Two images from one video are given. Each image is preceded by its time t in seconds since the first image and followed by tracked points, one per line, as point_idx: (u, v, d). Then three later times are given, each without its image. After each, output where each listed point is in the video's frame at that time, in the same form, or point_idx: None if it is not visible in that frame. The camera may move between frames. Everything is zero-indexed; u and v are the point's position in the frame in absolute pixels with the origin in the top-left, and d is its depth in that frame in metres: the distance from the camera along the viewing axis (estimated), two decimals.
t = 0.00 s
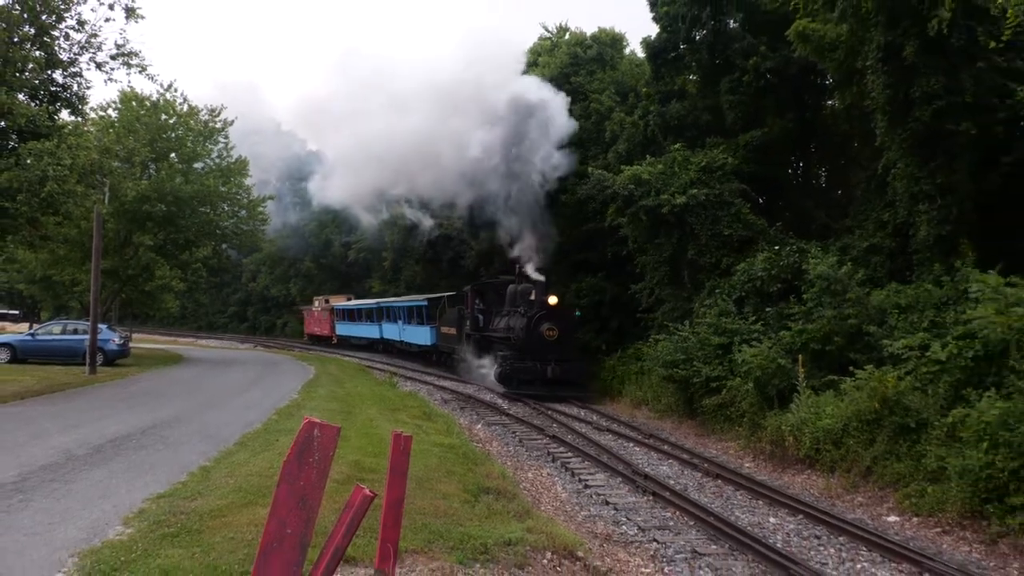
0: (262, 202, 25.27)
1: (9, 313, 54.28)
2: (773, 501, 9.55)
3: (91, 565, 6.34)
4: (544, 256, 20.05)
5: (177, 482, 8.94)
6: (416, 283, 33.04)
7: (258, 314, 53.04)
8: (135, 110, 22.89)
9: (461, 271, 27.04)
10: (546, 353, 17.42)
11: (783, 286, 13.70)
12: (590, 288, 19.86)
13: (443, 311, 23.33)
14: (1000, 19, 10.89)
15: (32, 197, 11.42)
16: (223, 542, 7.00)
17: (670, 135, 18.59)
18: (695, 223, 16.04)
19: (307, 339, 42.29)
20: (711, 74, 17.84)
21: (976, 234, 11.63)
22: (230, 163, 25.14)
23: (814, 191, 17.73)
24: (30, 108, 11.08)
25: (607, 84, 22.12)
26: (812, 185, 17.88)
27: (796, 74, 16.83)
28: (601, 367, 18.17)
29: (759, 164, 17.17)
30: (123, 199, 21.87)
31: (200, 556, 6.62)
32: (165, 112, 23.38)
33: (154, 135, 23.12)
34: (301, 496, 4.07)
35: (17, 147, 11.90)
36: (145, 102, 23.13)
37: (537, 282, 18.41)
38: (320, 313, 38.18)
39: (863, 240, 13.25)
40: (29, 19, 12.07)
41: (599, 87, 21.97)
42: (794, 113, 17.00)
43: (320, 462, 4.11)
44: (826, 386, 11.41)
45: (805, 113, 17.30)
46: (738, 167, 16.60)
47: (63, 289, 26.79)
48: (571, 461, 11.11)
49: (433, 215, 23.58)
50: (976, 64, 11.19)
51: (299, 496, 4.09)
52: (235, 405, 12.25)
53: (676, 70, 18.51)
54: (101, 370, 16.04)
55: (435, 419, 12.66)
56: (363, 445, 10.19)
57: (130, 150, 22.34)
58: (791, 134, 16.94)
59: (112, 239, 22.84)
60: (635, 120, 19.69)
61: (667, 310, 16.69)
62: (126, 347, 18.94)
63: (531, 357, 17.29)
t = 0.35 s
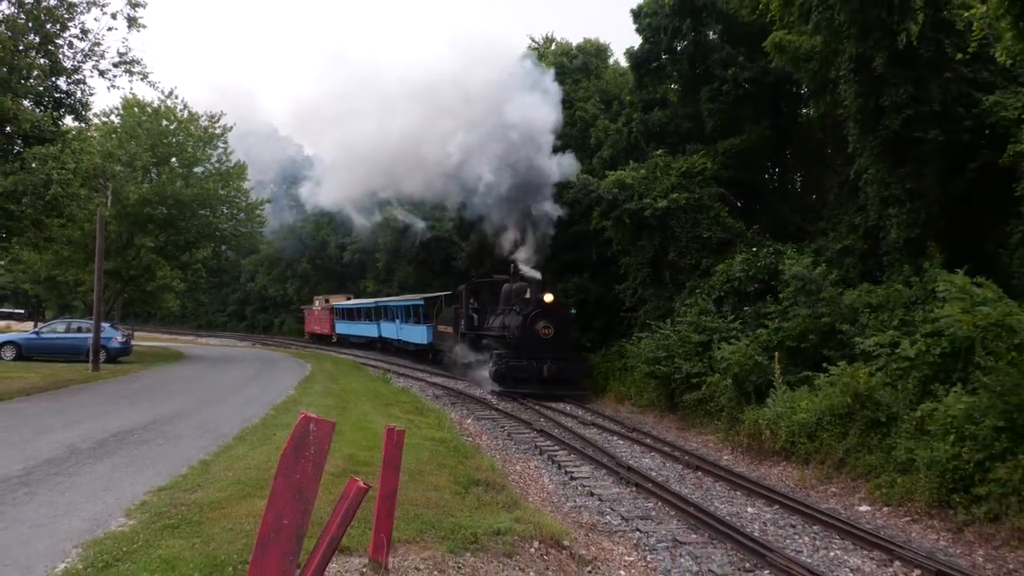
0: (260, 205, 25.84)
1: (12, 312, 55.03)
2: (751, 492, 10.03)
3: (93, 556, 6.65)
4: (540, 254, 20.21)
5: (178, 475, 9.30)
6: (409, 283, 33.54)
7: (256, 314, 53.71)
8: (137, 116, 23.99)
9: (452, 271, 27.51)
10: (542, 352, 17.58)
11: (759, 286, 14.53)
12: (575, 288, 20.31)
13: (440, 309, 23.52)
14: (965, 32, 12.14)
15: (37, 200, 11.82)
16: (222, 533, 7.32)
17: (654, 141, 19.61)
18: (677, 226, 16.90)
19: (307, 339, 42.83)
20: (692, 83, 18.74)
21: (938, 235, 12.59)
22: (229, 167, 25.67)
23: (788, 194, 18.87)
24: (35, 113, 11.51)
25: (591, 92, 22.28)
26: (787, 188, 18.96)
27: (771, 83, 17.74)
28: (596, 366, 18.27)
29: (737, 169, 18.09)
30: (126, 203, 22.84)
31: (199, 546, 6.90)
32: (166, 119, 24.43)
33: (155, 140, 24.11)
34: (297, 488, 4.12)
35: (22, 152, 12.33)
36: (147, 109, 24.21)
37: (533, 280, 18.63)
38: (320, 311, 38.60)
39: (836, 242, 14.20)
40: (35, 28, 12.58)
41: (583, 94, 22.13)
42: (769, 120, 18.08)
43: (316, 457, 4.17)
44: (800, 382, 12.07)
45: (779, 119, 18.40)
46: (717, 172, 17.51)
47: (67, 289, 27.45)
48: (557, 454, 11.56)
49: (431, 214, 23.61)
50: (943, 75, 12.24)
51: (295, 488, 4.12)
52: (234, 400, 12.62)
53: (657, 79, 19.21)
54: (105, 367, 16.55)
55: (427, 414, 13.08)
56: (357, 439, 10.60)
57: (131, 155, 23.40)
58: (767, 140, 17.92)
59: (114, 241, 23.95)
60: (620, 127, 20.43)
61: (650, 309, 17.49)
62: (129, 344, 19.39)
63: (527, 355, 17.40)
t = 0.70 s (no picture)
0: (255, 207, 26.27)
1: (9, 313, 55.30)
2: (731, 484, 10.41)
3: (92, 549, 6.88)
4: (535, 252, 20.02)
5: (174, 471, 9.55)
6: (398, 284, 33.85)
7: (251, 314, 53.94)
8: (134, 120, 24.38)
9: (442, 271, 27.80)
10: (537, 351, 17.12)
11: (738, 286, 15.00)
12: (561, 288, 20.62)
13: (435, 309, 23.32)
14: (935, 43, 12.72)
15: (35, 202, 12.14)
16: (217, 526, 7.56)
17: (636, 146, 19.90)
18: (661, 228, 17.34)
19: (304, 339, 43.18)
20: (674, 90, 19.20)
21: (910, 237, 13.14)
22: (224, 170, 26.12)
23: (766, 198, 19.40)
24: (32, 118, 11.85)
25: (575, 99, 22.64)
26: (765, 191, 19.51)
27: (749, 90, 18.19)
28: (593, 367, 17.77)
29: (716, 173, 18.58)
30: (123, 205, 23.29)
31: (195, 540, 7.14)
32: (163, 123, 24.80)
33: (152, 144, 24.46)
34: (290, 482, 4.22)
35: (21, 155, 12.52)
36: (144, 113, 24.62)
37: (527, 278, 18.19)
38: (317, 310, 38.76)
39: (812, 244, 14.67)
40: (34, 34, 12.92)
41: (569, 99, 22.54)
42: (747, 126, 18.63)
43: (309, 452, 4.28)
44: (778, 378, 12.53)
45: (757, 125, 18.90)
46: (698, 176, 18.00)
47: (65, 289, 27.82)
48: (544, 448, 11.91)
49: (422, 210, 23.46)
50: (914, 83, 12.77)
51: (287, 482, 4.24)
52: (229, 398, 12.83)
53: (640, 86, 19.96)
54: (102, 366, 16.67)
55: (417, 411, 13.37)
56: (350, 435, 10.89)
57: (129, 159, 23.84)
58: (744, 143, 18.42)
59: (111, 242, 24.30)
60: (604, 133, 20.77)
61: (633, 309, 17.90)
62: (126, 344, 19.61)
63: (520, 354, 16.91)
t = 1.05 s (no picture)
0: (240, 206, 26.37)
1: None
2: (716, 484, 10.46)
3: (74, 552, 6.83)
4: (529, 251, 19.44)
5: (158, 472, 9.49)
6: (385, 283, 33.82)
7: (236, 313, 53.70)
8: (118, 119, 24.21)
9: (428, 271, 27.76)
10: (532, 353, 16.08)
11: (723, 286, 15.08)
12: (548, 288, 20.65)
13: (427, 308, 22.67)
14: (918, 46, 12.86)
15: (17, 201, 12.02)
16: (201, 528, 7.51)
17: (621, 146, 19.95)
18: (646, 229, 17.41)
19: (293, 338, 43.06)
20: (660, 91, 19.32)
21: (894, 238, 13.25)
22: (209, 169, 26.26)
23: (751, 199, 19.53)
24: (14, 116, 11.73)
25: (563, 99, 22.69)
26: (751, 192, 19.61)
27: (734, 92, 18.31)
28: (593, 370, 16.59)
29: (702, 173, 18.68)
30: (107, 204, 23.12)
31: (179, 542, 7.09)
32: (147, 122, 24.65)
33: (136, 143, 24.32)
34: (275, 484, 4.13)
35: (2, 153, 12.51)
36: (128, 112, 24.44)
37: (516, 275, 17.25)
38: (307, 310, 38.53)
39: (796, 244, 14.78)
40: (15, 32, 12.77)
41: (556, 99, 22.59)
42: (733, 127, 18.75)
43: (295, 453, 4.19)
44: (763, 377, 12.62)
45: (743, 126, 19.03)
46: (684, 177, 18.09)
47: (47, 290, 27.60)
48: (531, 448, 11.92)
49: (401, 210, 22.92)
50: (897, 85, 12.90)
51: (272, 482, 4.15)
52: (213, 398, 12.76)
53: (626, 86, 20.33)
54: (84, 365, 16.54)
55: (404, 411, 13.32)
56: (335, 436, 10.84)
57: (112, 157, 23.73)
58: (729, 144, 18.58)
59: (95, 241, 24.18)
60: (590, 133, 20.82)
61: (619, 308, 17.95)
62: (109, 344, 19.46)
63: (514, 356, 15.84)
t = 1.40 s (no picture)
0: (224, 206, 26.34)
1: None
2: (700, 483, 10.52)
3: (55, 554, 6.77)
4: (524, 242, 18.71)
5: (141, 473, 9.42)
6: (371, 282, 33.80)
7: (220, 313, 53.50)
8: (100, 117, 23.99)
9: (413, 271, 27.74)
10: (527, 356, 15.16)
11: (707, 286, 15.17)
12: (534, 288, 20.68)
13: (417, 308, 22.33)
14: (899, 49, 13.02)
15: None
16: (184, 529, 7.46)
17: (607, 147, 19.93)
18: (631, 229, 17.48)
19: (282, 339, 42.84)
20: (645, 92, 19.41)
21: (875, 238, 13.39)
22: (192, 168, 26.22)
23: (735, 200, 19.67)
24: None
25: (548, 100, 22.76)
26: (734, 193, 19.76)
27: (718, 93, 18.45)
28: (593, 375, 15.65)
29: (686, 174, 18.80)
30: (88, 203, 22.98)
31: (162, 543, 7.05)
32: (129, 120, 24.40)
33: (118, 141, 24.12)
34: (258, 484, 4.15)
35: None
36: (110, 110, 24.24)
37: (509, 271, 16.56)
38: (296, 310, 38.26)
39: (780, 244, 14.86)
40: None
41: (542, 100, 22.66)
42: (717, 128, 18.92)
43: (279, 453, 4.21)
44: (747, 377, 12.71)
45: (726, 128, 19.19)
46: (668, 178, 18.20)
47: (29, 290, 27.38)
48: (516, 448, 11.94)
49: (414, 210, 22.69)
50: (879, 87, 13.02)
51: (256, 483, 4.16)
52: (197, 398, 12.70)
53: (612, 87, 20.27)
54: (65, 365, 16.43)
55: (389, 411, 13.29)
56: (320, 436, 10.80)
57: (94, 156, 23.61)
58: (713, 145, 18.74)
59: (77, 241, 24.07)
60: (575, 134, 20.88)
61: (604, 308, 18.00)
62: (90, 344, 19.32)
63: (508, 360, 14.90)
